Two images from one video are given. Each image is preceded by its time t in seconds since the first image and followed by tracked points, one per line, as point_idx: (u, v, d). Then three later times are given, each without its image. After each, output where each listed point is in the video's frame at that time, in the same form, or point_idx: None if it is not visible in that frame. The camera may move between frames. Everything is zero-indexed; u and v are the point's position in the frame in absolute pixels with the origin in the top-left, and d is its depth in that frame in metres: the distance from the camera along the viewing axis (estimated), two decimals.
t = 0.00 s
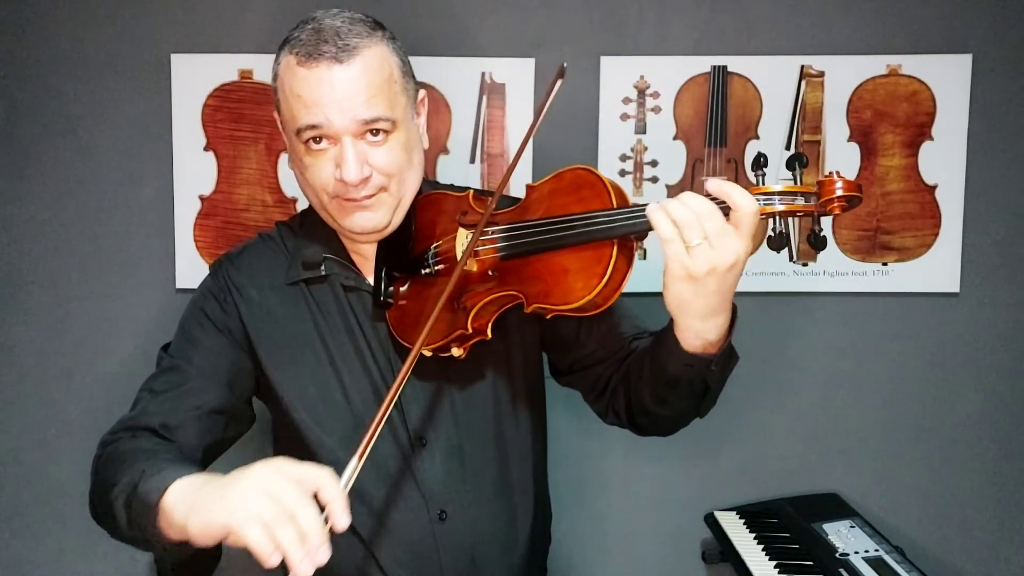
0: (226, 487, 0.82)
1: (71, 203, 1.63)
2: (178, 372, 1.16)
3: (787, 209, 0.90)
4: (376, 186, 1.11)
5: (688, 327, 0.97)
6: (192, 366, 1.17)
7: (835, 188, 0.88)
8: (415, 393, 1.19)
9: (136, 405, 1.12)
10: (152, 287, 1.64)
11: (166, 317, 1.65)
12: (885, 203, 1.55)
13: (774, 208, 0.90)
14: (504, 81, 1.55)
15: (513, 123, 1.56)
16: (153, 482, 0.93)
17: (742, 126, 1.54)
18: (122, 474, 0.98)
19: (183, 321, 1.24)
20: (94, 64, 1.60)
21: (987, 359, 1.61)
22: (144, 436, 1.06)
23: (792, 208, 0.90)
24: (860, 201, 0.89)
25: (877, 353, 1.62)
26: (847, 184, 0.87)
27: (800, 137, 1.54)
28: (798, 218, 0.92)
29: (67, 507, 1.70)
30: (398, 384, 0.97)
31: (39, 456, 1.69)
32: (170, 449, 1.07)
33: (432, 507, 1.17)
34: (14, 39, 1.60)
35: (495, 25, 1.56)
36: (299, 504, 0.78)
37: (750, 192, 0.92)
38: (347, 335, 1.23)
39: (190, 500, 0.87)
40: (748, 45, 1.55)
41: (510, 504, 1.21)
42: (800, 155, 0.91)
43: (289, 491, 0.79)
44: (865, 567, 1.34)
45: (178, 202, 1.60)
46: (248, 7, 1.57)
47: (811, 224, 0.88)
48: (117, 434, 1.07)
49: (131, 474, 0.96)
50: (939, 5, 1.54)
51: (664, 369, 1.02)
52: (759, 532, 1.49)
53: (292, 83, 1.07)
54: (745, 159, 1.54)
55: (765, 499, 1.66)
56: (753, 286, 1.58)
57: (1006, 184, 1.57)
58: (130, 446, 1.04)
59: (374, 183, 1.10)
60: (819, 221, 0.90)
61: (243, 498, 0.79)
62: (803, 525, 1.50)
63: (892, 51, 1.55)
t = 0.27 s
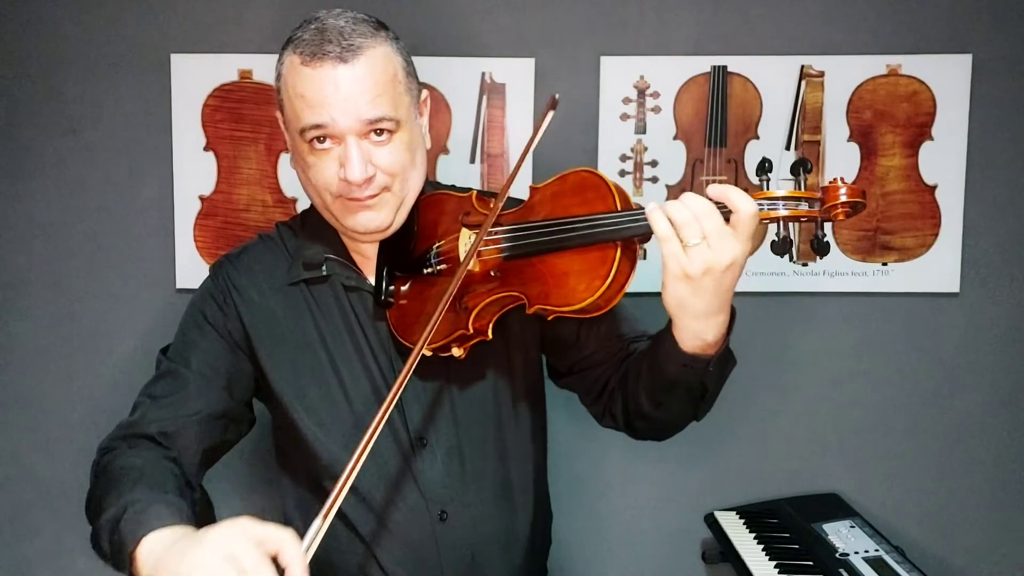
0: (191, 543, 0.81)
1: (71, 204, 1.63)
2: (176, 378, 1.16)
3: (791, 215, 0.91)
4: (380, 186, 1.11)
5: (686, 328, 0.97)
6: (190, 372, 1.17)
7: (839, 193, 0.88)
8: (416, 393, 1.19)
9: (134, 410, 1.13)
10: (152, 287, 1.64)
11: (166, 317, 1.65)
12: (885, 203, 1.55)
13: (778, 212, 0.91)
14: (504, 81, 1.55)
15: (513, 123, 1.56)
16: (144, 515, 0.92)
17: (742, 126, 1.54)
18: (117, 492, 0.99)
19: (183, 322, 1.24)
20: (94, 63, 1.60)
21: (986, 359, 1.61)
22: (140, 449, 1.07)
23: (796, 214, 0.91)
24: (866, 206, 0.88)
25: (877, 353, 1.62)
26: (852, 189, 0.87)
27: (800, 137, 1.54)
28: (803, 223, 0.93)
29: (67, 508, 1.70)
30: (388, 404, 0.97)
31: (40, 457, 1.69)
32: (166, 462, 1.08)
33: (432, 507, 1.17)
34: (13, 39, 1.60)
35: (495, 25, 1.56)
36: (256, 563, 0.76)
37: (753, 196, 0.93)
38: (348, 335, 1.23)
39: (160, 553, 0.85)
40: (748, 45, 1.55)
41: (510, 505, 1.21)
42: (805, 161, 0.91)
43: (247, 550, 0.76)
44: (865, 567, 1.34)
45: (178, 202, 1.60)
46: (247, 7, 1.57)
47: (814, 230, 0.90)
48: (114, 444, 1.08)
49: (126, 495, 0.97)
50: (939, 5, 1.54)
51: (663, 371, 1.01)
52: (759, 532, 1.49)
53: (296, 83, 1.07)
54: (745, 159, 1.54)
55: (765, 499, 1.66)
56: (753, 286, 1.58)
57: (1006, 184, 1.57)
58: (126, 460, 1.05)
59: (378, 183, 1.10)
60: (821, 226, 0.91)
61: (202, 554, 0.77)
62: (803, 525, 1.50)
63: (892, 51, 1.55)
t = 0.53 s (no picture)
0: None
1: (71, 204, 1.63)
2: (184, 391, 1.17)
3: (799, 226, 0.92)
4: (387, 185, 1.11)
5: (686, 329, 0.97)
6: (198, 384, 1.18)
7: (848, 207, 0.89)
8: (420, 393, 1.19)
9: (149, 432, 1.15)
10: (152, 287, 1.64)
11: (166, 317, 1.65)
12: (886, 203, 1.55)
13: (786, 223, 0.92)
14: (504, 81, 1.55)
15: (513, 123, 1.56)
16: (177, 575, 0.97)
17: (742, 126, 1.54)
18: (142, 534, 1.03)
19: (188, 326, 1.25)
20: (94, 63, 1.60)
21: (986, 358, 1.61)
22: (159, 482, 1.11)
23: (804, 225, 0.92)
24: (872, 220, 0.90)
25: (877, 352, 1.62)
26: (860, 204, 0.89)
27: (800, 137, 1.54)
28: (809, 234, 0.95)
29: (67, 508, 1.70)
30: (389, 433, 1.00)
31: (39, 457, 1.68)
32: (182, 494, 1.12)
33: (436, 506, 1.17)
34: (13, 38, 1.60)
35: (495, 25, 1.56)
36: None
37: (763, 206, 0.94)
38: (351, 335, 1.23)
39: None
40: (748, 45, 1.55)
41: (511, 505, 1.21)
42: (815, 173, 0.93)
43: None
44: (865, 567, 1.34)
45: (177, 202, 1.60)
46: (247, 7, 1.57)
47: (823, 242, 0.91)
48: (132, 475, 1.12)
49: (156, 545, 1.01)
50: (938, 5, 1.54)
51: (661, 374, 1.01)
52: (759, 532, 1.49)
53: (304, 81, 1.06)
54: (745, 160, 1.54)
55: (765, 499, 1.66)
56: (753, 286, 1.58)
57: (1005, 184, 1.57)
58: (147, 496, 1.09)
59: (385, 183, 1.11)
60: (829, 239, 0.93)
61: None
62: (803, 525, 1.50)
63: (892, 51, 1.55)
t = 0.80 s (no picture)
0: None
1: (71, 203, 1.63)
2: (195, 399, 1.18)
3: (802, 230, 0.91)
4: (391, 185, 1.11)
5: (683, 330, 0.97)
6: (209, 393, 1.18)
7: (852, 211, 0.89)
8: (421, 393, 1.20)
9: (167, 445, 1.16)
10: (152, 287, 1.64)
11: (166, 317, 1.65)
12: (886, 203, 1.55)
13: (789, 227, 0.92)
14: (504, 81, 1.55)
15: (513, 123, 1.56)
16: None
17: (742, 126, 1.54)
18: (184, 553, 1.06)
19: (194, 330, 1.24)
20: (94, 63, 1.60)
21: (986, 358, 1.61)
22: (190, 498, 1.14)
23: (807, 229, 0.92)
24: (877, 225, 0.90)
25: (877, 352, 1.62)
26: (864, 209, 0.88)
27: (800, 137, 1.54)
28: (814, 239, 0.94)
29: (68, 508, 1.70)
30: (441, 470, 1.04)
31: (39, 456, 1.69)
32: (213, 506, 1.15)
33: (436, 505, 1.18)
34: (12, 38, 1.60)
35: (495, 24, 1.56)
36: None
37: (766, 210, 0.94)
38: (352, 335, 1.23)
39: None
40: (747, 45, 1.55)
41: (511, 505, 1.21)
42: (819, 178, 0.93)
43: None
44: (865, 567, 1.34)
45: (177, 202, 1.60)
46: (247, 7, 1.57)
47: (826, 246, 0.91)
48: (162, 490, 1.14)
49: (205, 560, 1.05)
50: (938, 5, 1.54)
51: (657, 375, 1.02)
52: (759, 532, 1.49)
53: (310, 80, 1.06)
54: (745, 159, 1.54)
55: (765, 498, 1.66)
56: (752, 285, 1.58)
57: (1005, 184, 1.57)
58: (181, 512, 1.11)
59: (389, 183, 1.10)
60: (832, 243, 0.92)
61: None
62: (803, 525, 1.50)
63: (892, 51, 1.55)
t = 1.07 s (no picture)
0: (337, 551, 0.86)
1: (70, 203, 1.63)
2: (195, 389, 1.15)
3: (802, 228, 0.92)
4: (392, 185, 1.11)
5: (689, 331, 0.97)
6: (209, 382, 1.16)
7: (851, 210, 0.89)
8: (422, 393, 1.20)
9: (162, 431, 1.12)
10: (152, 287, 1.64)
11: (166, 317, 1.65)
12: (886, 202, 1.55)
13: (789, 225, 0.92)
14: (504, 81, 1.55)
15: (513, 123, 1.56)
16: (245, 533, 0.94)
17: (742, 126, 1.54)
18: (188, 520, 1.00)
19: (195, 326, 1.24)
20: (94, 63, 1.60)
21: (986, 358, 1.62)
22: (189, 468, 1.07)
23: (807, 227, 0.92)
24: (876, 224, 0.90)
25: (877, 352, 1.62)
26: (863, 207, 0.88)
27: (800, 137, 1.54)
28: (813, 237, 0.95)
29: (67, 508, 1.70)
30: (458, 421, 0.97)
31: (39, 456, 1.68)
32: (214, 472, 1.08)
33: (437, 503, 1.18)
34: (12, 38, 1.60)
35: (495, 24, 1.56)
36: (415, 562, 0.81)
37: (766, 209, 0.94)
38: (354, 332, 1.23)
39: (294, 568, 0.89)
40: (747, 46, 1.55)
41: (512, 506, 1.21)
42: (819, 176, 0.93)
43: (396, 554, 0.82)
44: (865, 567, 1.34)
45: (177, 202, 1.60)
46: (248, 7, 1.57)
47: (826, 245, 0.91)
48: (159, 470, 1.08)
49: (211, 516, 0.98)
50: (937, 6, 1.54)
51: (662, 376, 1.02)
52: (759, 532, 1.49)
53: (313, 79, 1.06)
54: (745, 159, 1.54)
55: (765, 498, 1.66)
56: (753, 285, 1.59)
57: (1005, 184, 1.57)
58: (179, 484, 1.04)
59: (391, 182, 1.10)
60: (831, 241, 0.93)
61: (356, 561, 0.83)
62: (803, 525, 1.50)
63: (892, 51, 1.55)
